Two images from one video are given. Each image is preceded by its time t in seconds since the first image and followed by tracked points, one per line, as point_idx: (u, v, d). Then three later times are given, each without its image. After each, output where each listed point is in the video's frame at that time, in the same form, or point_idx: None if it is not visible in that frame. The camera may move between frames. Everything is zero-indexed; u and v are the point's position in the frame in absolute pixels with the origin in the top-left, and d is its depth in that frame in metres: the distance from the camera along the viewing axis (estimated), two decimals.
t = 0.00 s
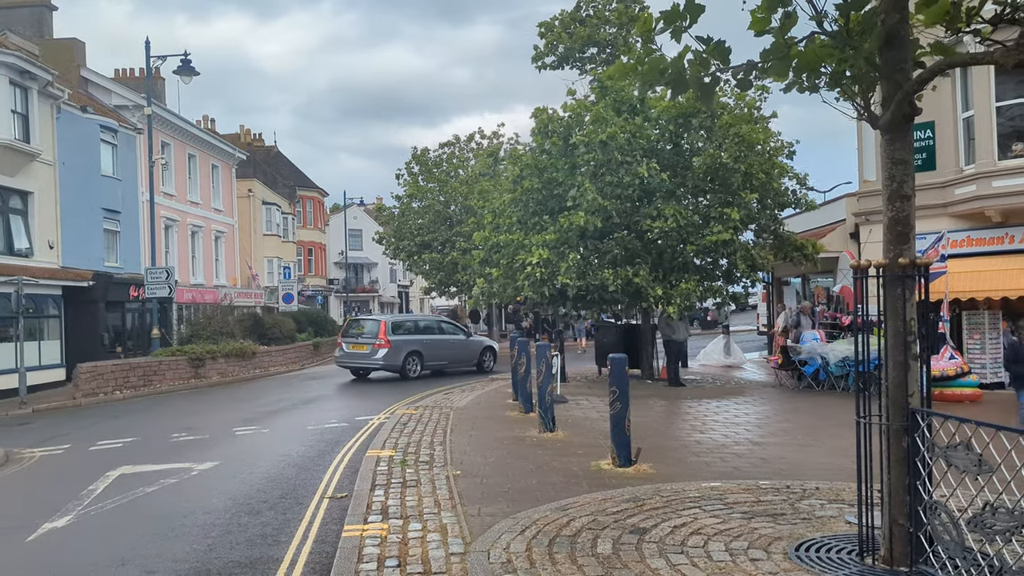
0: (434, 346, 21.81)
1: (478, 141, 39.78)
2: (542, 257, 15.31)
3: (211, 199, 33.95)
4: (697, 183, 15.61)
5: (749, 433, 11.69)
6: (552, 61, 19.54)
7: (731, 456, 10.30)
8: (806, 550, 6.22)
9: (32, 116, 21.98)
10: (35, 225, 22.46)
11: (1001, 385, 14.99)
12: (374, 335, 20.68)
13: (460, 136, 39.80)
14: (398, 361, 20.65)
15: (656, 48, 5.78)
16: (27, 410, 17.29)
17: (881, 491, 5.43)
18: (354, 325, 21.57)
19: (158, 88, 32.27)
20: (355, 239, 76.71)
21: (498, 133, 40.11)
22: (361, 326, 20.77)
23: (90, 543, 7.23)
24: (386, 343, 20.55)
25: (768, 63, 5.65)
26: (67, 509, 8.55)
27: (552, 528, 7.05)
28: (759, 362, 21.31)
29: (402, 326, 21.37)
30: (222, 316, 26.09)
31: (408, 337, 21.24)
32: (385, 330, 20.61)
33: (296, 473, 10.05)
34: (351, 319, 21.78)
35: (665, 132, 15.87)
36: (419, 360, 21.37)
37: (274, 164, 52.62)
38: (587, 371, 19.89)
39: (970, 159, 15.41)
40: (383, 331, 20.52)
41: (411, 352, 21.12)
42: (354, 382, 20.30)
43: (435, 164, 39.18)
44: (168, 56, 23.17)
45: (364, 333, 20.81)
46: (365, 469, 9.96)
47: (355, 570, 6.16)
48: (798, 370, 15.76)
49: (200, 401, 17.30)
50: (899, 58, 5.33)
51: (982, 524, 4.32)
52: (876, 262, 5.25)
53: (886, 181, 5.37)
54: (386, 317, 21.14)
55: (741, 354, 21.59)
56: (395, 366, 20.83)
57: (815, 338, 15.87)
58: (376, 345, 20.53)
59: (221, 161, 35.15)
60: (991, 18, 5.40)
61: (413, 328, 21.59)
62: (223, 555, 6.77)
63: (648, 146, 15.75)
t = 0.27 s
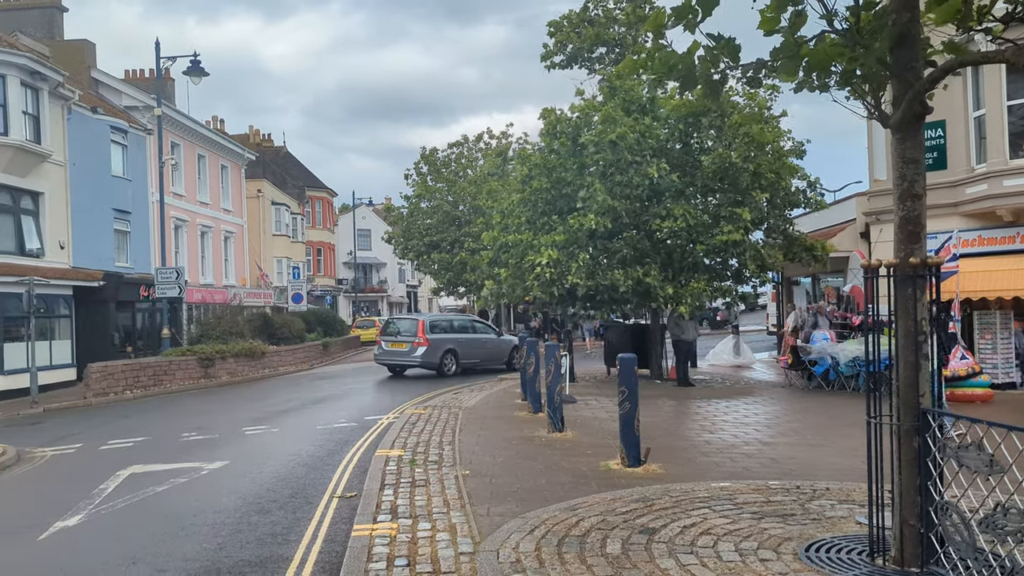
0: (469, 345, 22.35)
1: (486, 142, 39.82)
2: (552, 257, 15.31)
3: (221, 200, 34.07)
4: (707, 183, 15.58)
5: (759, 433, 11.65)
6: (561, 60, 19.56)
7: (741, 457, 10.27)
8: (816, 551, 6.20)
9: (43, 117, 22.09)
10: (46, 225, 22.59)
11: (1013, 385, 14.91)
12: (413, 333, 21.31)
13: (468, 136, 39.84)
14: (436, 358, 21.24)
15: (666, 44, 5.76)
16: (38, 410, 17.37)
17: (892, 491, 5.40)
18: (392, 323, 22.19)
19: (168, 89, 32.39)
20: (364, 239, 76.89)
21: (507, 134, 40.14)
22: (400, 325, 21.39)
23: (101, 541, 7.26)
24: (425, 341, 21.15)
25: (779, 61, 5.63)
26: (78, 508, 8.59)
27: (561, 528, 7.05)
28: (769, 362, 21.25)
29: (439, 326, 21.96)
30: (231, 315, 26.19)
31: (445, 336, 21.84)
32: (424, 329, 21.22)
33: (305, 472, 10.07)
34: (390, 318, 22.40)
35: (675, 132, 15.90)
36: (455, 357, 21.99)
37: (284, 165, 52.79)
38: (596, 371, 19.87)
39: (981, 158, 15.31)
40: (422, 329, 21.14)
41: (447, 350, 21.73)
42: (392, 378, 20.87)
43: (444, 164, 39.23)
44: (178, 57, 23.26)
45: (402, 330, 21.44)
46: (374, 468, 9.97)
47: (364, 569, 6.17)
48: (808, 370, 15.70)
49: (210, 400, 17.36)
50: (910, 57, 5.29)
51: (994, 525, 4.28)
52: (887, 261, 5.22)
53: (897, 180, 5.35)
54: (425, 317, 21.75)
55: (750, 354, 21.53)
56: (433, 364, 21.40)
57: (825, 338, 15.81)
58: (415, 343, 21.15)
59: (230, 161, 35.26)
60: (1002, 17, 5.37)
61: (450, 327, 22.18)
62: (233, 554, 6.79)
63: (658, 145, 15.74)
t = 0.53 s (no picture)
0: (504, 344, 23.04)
1: (496, 142, 39.85)
2: (562, 257, 15.31)
3: (232, 200, 34.20)
4: (718, 183, 15.54)
5: (770, 434, 11.61)
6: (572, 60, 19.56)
7: (752, 457, 10.24)
8: (828, 552, 6.17)
9: (56, 118, 22.21)
10: (59, 226, 22.73)
11: None
12: (452, 332, 22.04)
13: (478, 136, 39.87)
14: (473, 356, 21.96)
15: (677, 44, 5.75)
16: (51, 410, 17.46)
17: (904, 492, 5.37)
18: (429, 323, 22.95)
19: (179, 90, 32.54)
20: (374, 240, 77.09)
21: (517, 134, 40.16)
22: (438, 324, 22.12)
23: (114, 540, 7.30)
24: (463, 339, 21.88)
25: (791, 62, 5.61)
26: (91, 507, 8.63)
27: (572, 529, 7.04)
28: (780, 362, 21.20)
29: (476, 325, 22.70)
30: (242, 316, 26.32)
31: (481, 335, 22.56)
32: (463, 327, 21.95)
33: (316, 472, 10.10)
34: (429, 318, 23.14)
35: (686, 131, 15.81)
36: (491, 356, 22.71)
37: (294, 165, 52.96)
38: (606, 371, 19.85)
39: (995, 158, 15.21)
40: (460, 329, 21.88)
41: (484, 349, 22.44)
42: (431, 375, 21.56)
43: (454, 165, 39.28)
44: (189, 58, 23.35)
45: (441, 330, 22.18)
46: (385, 468, 9.99)
47: (375, 569, 6.18)
48: (819, 370, 15.64)
49: (221, 400, 17.42)
50: (922, 57, 5.24)
51: (1008, 527, 4.25)
52: (900, 261, 5.20)
53: (910, 181, 5.32)
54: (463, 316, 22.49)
55: (761, 355, 21.48)
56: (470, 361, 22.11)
57: (836, 338, 15.76)
58: (453, 341, 21.88)
59: (241, 162, 35.39)
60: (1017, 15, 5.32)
61: (486, 326, 22.91)
62: (245, 553, 6.81)
63: (669, 146, 15.70)
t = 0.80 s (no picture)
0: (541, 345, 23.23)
1: (509, 143, 39.87)
2: (576, 259, 15.29)
3: (245, 202, 34.36)
4: (731, 184, 15.48)
5: (784, 436, 11.56)
6: (585, 61, 19.56)
7: (766, 459, 10.19)
8: (844, 555, 6.13)
9: (72, 120, 22.37)
10: (75, 228, 22.90)
11: None
12: (492, 332, 22.23)
13: (491, 138, 39.91)
14: (512, 357, 22.16)
15: (691, 47, 5.75)
16: (67, 411, 17.58)
17: (919, 495, 5.33)
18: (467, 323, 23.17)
19: (193, 92, 32.71)
20: (386, 241, 77.28)
21: (529, 136, 40.17)
22: (478, 324, 22.34)
23: (128, 540, 7.34)
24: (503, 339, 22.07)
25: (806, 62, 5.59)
26: (107, 507, 8.69)
27: (586, 530, 7.03)
28: (794, 364, 21.10)
29: (514, 325, 22.89)
30: (256, 317, 26.48)
31: (520, 336, 22.75)
32: (502, 328, 22.16)
33: (330, 473, 10.12)
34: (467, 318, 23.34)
35: (698, 132, 15.73)
36: (529, 356, 22.90)
37: (307, 167, 53.18)
38: (619, 373, 19.81)
39: (1011, 158, 15.10)
40: (500, 329, 22.09)
41: (522, 349, 22.62)
42: (443, 376, 21.59)
43: (467, 166, 39.33)
44: (203, 61, 23.48)
45: (480, 330, 22.39)
46: (398, 469, 10.01)
47: (389, 570, 6.19)
48: (833, 373, 15.55)
49: (235, 401, 17.48)
50: (939, 57, 5.19)
51: None
52: (916, 263, 5.15)
53: (926, 181, 5.29)
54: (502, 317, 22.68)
55: (775, 357, 21.39)
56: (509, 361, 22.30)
57: (851, 340, 15.67)
58: (493, 342, 22.09)
59: (254, 164, 35.56)
60: None
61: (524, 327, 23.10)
62: (259, 553, 6.83)
63: (682, 147, 15.67)
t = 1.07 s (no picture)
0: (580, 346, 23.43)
1: (523, 145, 39.88)
2: (591, 260, 15.25)
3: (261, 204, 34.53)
4: (747, 184, 15.42)
5: (801, 438, 11.50)
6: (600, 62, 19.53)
7: (783, 461, 10.13)
8: (862, 558, 6.09)
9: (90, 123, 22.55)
10: (93, 229, 23.09)
11: None
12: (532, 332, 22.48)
13: (505, 139, 39.93)
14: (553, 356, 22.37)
15: (708, 47, 5.72)
16: (85, 411, 17.71)
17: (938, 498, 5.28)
18: (509, 324, 23.62)
19: (210, 95, 32.90)
20: (401, 243, 77.48)
21: (543, 137, 40.16)
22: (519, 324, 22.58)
23: (146, 540, 7.38)
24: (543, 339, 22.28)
25: (824, 62, 5.55)
26: (124, 507, 8.75)
27: (601, 532, 7.01)
28: (811, 365, 20.98)
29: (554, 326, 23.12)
30: (271, 318, 26.64)
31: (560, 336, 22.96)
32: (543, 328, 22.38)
33: (345, 473, 10.14)
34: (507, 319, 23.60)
35: (714, 133, 15.66)
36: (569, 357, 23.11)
37: (322, 169, 53.39)
38: (634, 374, 19.76)
39: None
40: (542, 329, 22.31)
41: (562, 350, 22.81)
42: (457, 377, 21.62)
43: (481, 168, 39.36)
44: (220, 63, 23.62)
45: (521, 330, 22.74)
46: (413, 470, 10.02)
47: (405, 570, 6.20)
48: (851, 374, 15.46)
49: (251, 402, 17.55)
50: (959, 56, 5.13)
51: None
52: (935, 263, 5.09)
53: (945, 181, 5.24)
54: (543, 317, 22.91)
55: (792, 358, 21.26)
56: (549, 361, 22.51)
57: (870, 342, 15.66)
58: (534, 342, 22.32)
59: (270, 166, 35.72)
60: None
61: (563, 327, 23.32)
62: (275, 553, 6.85)
63: (698, 148, 15.62)
